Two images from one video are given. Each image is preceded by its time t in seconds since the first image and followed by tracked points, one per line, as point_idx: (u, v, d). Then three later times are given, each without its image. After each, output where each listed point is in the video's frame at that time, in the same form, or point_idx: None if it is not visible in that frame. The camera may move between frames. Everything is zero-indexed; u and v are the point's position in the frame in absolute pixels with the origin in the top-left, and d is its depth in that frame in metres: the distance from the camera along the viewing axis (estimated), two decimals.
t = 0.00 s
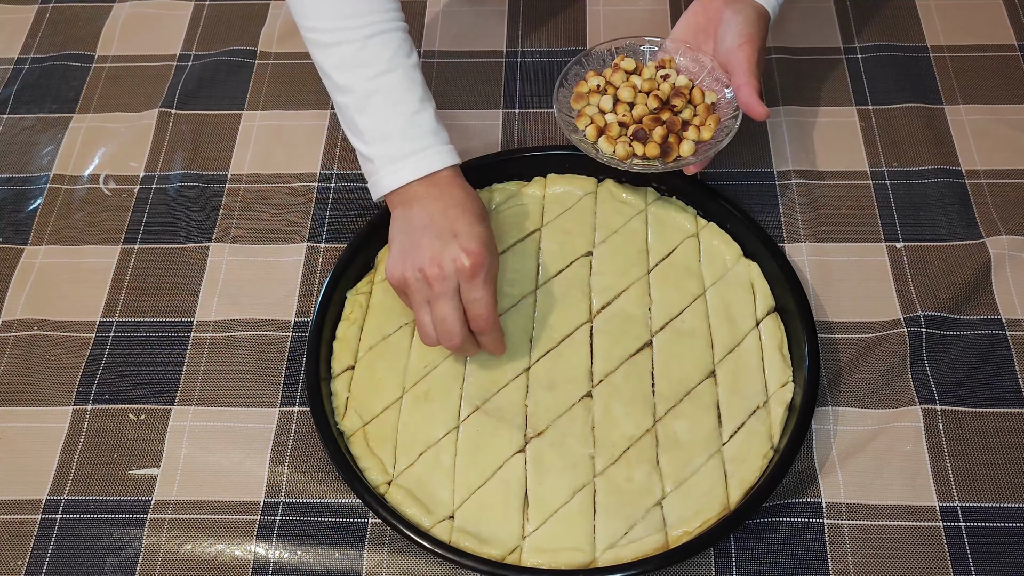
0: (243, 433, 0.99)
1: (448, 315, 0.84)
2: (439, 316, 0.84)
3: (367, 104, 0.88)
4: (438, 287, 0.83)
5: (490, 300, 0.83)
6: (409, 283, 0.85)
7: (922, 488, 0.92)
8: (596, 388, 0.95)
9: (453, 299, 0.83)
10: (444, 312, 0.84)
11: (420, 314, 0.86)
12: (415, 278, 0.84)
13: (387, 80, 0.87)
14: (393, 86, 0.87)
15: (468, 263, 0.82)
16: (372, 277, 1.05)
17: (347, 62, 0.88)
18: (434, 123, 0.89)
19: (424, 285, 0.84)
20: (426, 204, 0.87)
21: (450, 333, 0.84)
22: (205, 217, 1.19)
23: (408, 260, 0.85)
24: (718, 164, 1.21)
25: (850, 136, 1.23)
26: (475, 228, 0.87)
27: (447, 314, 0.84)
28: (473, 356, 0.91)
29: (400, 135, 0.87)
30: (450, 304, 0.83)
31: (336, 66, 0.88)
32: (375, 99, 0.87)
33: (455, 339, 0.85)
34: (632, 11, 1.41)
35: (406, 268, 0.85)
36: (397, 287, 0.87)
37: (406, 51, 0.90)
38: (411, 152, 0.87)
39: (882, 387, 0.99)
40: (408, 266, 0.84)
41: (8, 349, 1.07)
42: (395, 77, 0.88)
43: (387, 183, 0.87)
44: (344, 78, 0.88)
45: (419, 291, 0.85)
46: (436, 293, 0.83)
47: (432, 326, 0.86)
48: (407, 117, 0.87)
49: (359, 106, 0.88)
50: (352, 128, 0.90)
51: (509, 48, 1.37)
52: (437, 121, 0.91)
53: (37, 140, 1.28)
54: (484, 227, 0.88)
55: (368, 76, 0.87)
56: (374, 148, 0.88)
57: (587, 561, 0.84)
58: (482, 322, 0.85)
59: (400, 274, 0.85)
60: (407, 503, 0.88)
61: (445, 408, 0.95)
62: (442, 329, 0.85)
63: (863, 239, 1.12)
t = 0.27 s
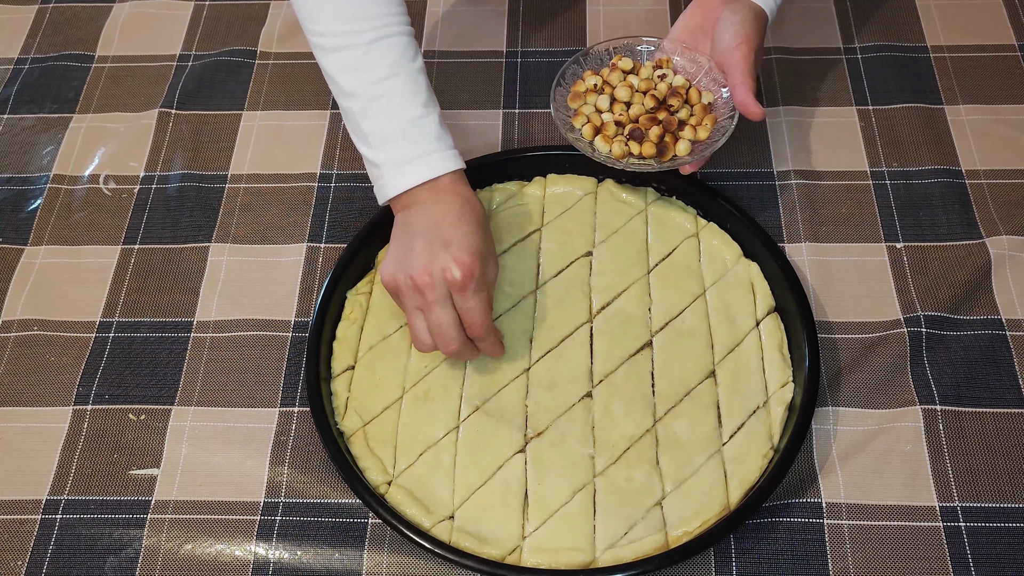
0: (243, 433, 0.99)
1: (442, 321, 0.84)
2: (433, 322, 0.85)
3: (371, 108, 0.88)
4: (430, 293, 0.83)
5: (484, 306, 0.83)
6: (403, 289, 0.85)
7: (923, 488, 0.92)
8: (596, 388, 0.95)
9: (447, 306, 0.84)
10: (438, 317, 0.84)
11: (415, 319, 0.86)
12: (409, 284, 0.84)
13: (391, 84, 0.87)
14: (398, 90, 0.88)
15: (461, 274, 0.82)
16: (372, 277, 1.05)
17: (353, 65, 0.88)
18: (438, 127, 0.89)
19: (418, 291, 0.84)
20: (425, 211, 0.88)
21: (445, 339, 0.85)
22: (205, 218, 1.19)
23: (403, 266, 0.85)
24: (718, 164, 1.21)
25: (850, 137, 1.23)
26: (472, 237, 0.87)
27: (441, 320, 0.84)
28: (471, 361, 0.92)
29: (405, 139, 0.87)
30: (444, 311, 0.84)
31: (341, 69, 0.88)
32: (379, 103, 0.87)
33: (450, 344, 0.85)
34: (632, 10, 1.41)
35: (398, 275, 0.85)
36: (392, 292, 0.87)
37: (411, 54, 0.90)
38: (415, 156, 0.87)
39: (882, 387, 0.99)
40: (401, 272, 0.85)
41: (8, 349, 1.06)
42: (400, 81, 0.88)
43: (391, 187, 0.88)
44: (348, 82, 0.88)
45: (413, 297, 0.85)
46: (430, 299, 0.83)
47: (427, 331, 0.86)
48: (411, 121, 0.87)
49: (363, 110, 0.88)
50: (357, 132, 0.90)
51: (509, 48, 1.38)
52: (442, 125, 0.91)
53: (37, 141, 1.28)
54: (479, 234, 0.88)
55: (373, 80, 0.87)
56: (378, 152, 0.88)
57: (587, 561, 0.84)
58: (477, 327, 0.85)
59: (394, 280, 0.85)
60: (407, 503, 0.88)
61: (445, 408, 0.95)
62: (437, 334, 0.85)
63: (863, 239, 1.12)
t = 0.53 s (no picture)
0: (243, 433, 0.99)
1: (453, 327, 0.84)
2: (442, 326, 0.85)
3: (383, 110, 0.88)
4: (441, 299, 0.83)
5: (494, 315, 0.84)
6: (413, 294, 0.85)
7: (923, 488, 0.92)
8: (596, 388, 0.95)
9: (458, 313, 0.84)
10: (448, 323, 0.84)
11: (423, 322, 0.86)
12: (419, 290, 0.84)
13: (403, 85, 0.88)
14: (409, 92, 0.88)
15: (473, 285, 0.81)
16: (372, 277, 1.05)
17: (364, 67, 0.88)
18: (450, 129, 0.89)
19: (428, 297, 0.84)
20: (435, 215, 0.87)
21: (454, 343, 0.86)
22: (205, 218, 1.19)
23: (413, 270, 0.84)
24: (718, 164, 1.21)
25: (850, 137, 1.23)
26: (483, 242, 0.86)
27: (451, 325, 0.84)
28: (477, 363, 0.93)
29: (418, 140, 0.87)
30: (454, 317, 0.84)
31: (352, 71, 0.88)
32: (391, 105, 0.87)
33: (460, 348, 0.86)
34: (633, 10, 1.40)
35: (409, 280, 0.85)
36: (400, 293, 0.87)
37: (421, 56, 0.90)
38: (428, 157, 0.87)
39: (881, 387, 0.99)
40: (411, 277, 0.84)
41: (8, 350, 1.06)
42: (412, 82, 0.88)
43: (403, 188, 0.88)
44: (359, 83, 0.88)
45: (423, 303, 0.85)
46: (441, 306, 0.83)
47: (436, 334, 0.87)
48: (423, 123, 0.88)
49: (374, 112, 0.88)
50: (367, 134, 0.90)
51: (509, 48, 1.38)
52: (453, 126, 0.91)
53: (37, 141, 1.28)
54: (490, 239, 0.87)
55: (384, 81, 0.87)
56: (391, 154, 0.88)
57: (587, 561, 0.84)
58: (486, 333, 0.86)
59: (404, 283, 0.85)
60: (407, 504, 0.88)
61: (445, 408, 0.95)
62: (447, 338, 0.86)
63: (863, 239, 1.12)
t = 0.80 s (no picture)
0: (243, 433, 0.99)
1: (457, 333, 0.85)
2: (446, 332, 0.86)
3: (391, 112, 0.88)
4: (447, 307, 0.83)
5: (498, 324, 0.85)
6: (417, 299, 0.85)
7: (922, 488, 0.92)
8: (596, 388, 0.95)
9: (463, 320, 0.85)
10: (452, 329, 0.85)
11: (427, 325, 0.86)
12: (425, 297, 0.84)
13: (411, 88, 0.88)
14: (417, 95, 0.88)
15: (478, 296, 0.81)
16: (372, 277, 1.05)
17: (372, 70, 0.88)
18: (458, 132, 0.90)
19: (432, 303, 0.84)
20: (443, 221, 0.87)
21: (457, 348, 0.87)
22: (205, 218, 1.19)
23: (418, 276, 0.84)
24: (718, 164, 1.21)
25: (850, 137, 1.23)
26: (488, 249, 0.86)
27: (455, 331, 0.85)
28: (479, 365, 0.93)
29: (427, 143, 0.88)
30: (458, 323, 0.85)
31: (360, 74, 0.88)
32: (400, 107, 0.88)
33: (463, 352, 0.87)
34: (633, 10, 1.40)
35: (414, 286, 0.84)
36: (403, 295, 0.87)
37: (429, 58, 0.90)
38: (437, 160, 0.88)
39: (881, 387, 0.99)
40: (416, 282, 0.84)
41: (8, 349, 1.07)
42: (420, 85, 0.88)
43: (412, 191, 0.88)
44: (367, 86, 0.88)
45: (428, 308, 0.85)
46: (447, 313, 0.84)
47: (439, 338, 0.87)
48: (432, 125, 0.88)
49: (382, 114, 0.88)
50: (375, 136, 0.90)
51: (509, 48, 1.38)
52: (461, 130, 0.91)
53: (37, 140, 1.28)
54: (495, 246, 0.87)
55: (393, 84, 0.88)
56: (399, 156, 0.88)
57: (587, 560, 0.84)
58: (489, 339, 0.87)
59: (407, 287, 0.85)
60: (407, 503, 0.88)
61: (445, 408, 0.95)
62: (450, 342, 0.87)
63: (863, 239, 1.12)
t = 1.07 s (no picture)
0: (243, 433, 0.99)
1: (407, 321, 0.84)
2: (401, 320, 0.85)
3: (363, 94, 0.88)
4: (391, 293, 0.83)
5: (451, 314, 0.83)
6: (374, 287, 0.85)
7: (923, 488, 0.92)
8: (596, 388, 0.95)
9: (415, 308, 0.84)
10: (405, 317, 0.84)
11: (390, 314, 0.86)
12: (378, 283, 0.84)
13: (383, 70, 0.87)
14: (389, 76, 0.87)
15: (419, 283, 0.80)
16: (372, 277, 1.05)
17: (349, 53, 0.88)
18: (429, 114, 0.88)
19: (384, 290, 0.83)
20: (410, 206, 0.86)
21: (413, 336, 0.85)
22: (205, 218, 1.19)
23: (380, 261, 0.84)
24: (717, 164, 1.21)
25: (850, 137, 1.23)
26: (450, 238, 0.85)
27: (408, 320, 0.84)
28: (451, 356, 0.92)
29: (395, 124, 0.87)
30: (409, 310, 0.84)
31: (339, 58, 0.89)
32: (372, 90, 0.87)
33: (426, 342, 0.86)
34: (633, 10, 1.40)
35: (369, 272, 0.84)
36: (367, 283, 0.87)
37: (407, 42, 0.90)
38: (405, 141, 0.86)
39: (882, 387, 0.99)
40: (373, 269, 0.84)
41: (8, 349, 1.06)
42: (394, 67, 0.88)
43: (380, 172, 0.87)
44: (342, 69, 0.89)
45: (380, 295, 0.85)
46: (398, 301, 0.83)
47: (398, 326, 0.87)
48: (401, 107, 0.87)
49: (357, 97, 0.88)
50: (353, 120, 0.91)
51: (509, 48, 1.38)
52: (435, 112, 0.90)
53: (37, 140, 1.28)
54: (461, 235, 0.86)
55: (366, 67, 0.88)
56: (371, 138, 0.88)
57: (587, 560, 0.84)
58: (450, 329, 0.85)
59: (365, 274, 0.85)
60: (407, 503, 0.88)
61: (445, 408, 0.95)
62: (408, 331, 0.86)
63: (863, 239, 1.12)
